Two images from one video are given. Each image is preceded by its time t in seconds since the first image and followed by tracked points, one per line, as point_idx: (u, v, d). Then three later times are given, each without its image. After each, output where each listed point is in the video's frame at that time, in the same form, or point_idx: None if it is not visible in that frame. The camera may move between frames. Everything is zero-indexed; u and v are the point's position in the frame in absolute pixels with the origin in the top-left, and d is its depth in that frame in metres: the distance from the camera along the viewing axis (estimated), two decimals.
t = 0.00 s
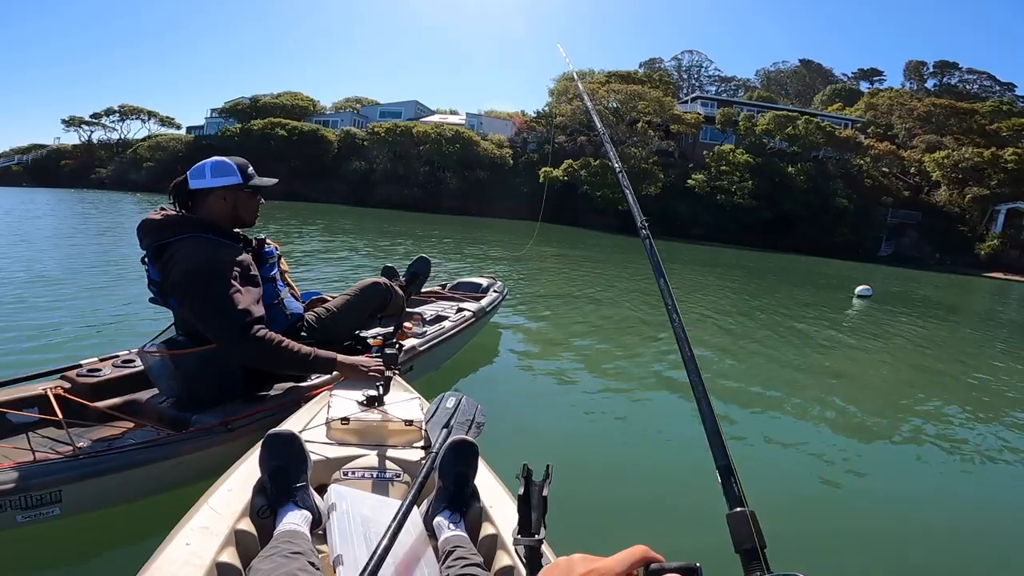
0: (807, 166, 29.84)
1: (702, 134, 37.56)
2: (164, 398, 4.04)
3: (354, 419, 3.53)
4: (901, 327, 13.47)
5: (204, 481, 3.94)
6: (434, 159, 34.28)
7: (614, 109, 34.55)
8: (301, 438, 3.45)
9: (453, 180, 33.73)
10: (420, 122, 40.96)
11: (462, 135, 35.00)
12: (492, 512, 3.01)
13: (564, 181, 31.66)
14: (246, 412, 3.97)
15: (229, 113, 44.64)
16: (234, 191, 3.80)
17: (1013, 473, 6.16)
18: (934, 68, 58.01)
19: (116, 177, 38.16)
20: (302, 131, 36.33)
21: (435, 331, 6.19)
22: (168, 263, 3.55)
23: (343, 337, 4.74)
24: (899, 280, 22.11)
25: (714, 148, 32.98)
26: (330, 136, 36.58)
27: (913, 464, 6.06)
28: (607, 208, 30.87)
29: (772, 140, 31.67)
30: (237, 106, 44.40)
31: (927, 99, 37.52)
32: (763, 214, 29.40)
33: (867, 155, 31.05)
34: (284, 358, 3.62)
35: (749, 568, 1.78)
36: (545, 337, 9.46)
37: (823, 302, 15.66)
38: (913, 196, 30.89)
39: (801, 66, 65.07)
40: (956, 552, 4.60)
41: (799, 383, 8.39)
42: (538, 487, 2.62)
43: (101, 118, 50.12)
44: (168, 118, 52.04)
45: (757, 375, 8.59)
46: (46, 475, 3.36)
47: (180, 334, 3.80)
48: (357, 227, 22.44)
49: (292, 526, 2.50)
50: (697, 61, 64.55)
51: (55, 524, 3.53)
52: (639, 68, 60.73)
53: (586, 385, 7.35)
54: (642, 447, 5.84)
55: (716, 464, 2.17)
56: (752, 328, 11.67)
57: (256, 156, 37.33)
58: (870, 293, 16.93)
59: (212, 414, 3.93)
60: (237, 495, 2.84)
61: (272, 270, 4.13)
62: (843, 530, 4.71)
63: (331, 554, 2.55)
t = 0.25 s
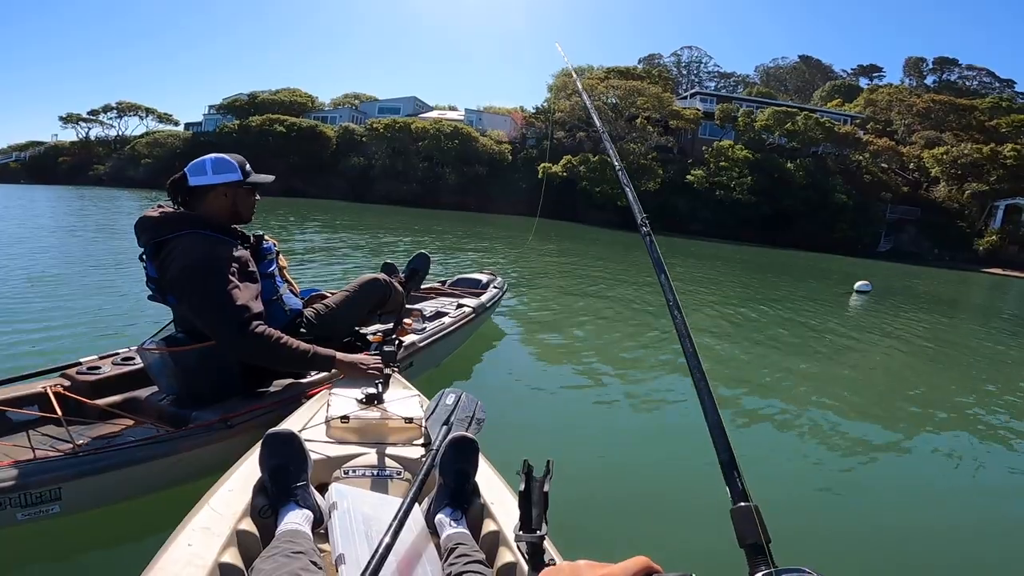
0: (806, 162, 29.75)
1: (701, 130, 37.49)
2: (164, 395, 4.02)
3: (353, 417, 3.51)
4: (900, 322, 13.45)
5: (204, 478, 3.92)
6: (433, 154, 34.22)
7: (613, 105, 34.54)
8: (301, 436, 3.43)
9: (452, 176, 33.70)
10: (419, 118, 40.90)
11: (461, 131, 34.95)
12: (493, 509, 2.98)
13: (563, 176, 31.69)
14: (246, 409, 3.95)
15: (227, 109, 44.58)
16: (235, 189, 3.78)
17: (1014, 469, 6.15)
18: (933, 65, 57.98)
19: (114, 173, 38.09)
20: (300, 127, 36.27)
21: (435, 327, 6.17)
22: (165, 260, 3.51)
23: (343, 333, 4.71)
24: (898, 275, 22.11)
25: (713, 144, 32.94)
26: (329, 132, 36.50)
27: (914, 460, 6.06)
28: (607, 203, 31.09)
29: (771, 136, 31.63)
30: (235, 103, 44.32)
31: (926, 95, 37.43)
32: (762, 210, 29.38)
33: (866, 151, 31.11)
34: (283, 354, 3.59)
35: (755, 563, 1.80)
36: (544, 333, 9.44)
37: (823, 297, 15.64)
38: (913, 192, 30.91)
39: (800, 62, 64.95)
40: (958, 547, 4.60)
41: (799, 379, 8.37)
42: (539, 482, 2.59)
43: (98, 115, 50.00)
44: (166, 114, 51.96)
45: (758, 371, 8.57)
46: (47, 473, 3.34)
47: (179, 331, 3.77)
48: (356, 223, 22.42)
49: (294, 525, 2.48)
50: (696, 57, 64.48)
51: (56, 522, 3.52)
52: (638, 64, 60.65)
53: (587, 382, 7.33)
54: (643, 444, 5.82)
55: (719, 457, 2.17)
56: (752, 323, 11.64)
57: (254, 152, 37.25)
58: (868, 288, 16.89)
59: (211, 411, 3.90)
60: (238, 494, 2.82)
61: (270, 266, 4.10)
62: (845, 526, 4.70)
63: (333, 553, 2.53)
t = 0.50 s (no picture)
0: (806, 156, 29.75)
1: (701, 124, 37.38)
2: (163, 390, 3.98)
3: (354, 415, 3.48)
4: (901, 317, 13.42)
5: (203, 475, 3.88)
6: (432, 149, 34.13)
7: (613, 99, 34.46)
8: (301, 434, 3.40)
9: (451, 171, 33.66)
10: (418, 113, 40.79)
11: (460, 126, 34.86)
12: (495, 505, 2.95)
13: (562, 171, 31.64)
14: (246, 405, 3.92)
15: (226, 104, 44.44)
16: (242, 182, 3.79)
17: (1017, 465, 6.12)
18: (933, 60, 57.74)
19: (112, 169, 37.99)
20: (299, 122, 36.16)
21: (435, 322, 6.13)
22: (165, 254, 3.48)
23: (343, 328, 4.67)
24: (898, 270, 22.05)
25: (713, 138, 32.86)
26: (327, 127, 36.37)
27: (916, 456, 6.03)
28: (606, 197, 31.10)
29: (771, 131, 31.58)
30: (234, 98, 44.18)
31: (926, 90, 37.31)
32: (761, 204, 29.30)
33: (866, 146, 31.11)
34: (283, 349, 3.56)
35: (761, 560, 1.77)
36: (545, 328, 9.41)
37: (824, 292, 15.60)
38: (913, 187, 30.80)
39: (801, 57, 64.72)
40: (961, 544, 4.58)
41: (800, 374, 8.34)
42: (542, 479, 2.57)
43: (96, 110, 49.86)
44: (164, 109, 51.82)
45: (758, 365, 8.54)
46: (47, 470, 3.30)
47: (178, 326, 3.73)
48: (356, 218, 22.34)
49: (296, 525, 2.45)
50: (697, 52, 64.26)
51: (55, 519, 3.48)
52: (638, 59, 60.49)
53: (588, 376, 7.30)
54: (645, 439, 5.80)
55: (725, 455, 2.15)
56: (753, 318, 11.61)
57: (252, 147, 37.15)
58: (867, 283, 16.84)
59: (211, 406, 3.87)
60: (239, 493, 2.79)
61: (270, 261, 4.07)
62: (847, 523, 4.68)
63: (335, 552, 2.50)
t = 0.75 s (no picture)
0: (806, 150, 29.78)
1: (701, 118, 37.28)
2: (163, 384, 3.97)
3: (355, 408, 3.47)
4: (901, 311, 13.42)
5: (204, 470, 3.87)
6: (431, 143, 34.09)
7: (612, 93, 34.40)
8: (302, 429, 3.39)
9: (450, 165, 33.63)
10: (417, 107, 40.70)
11: (459, 120, 34.81)
12: (496, 499, 2.95)
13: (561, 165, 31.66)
14: (246, 400, 3.90)
15: (224, 99, 44.36)
16: (244, 175, 3.76)
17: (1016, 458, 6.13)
18: (934, 54, 57.65)
19: (111, 164, 37.92)
20: (298, 116, 36.09)
21: (435, 315, 6.12)
22: (166, 247, 3.46)
23: (344, 321, 4.66)
24: (897, 263, 22.03)
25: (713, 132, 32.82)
26: (326, 122, 36.31)
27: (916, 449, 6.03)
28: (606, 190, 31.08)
29: (771, 124, 31.54)
30: (232, 93, 44.06)
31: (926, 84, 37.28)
32: (761, 197, 29.27)
33: (866, 139, 31.06)
34: (283, 344, 3.54)
35: (763, 555, 1.76)
36: (545, 321, 9.40)
37: (824, 285, 15.60)
38: (913, 180, 30.75)
39: (801, 50, 64.56)
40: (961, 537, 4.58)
41: (801, 367, 8.34)
42: (543, 473, 2.55)
43: (94, 106, 49.72)
44: (162, 105, 51.70)
45: (759, 358, 8.54)
46: (47, 466, 3.29)
47: (179, 320, 3.71)
48: (355, 212, 22.33)
49: (297, 519, 2.44)
50: (697, 45, 64.13)
51: (56, 516, 3.47)
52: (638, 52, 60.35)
53: (588, 370, 7.30)
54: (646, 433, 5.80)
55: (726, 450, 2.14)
56: (753, 311, 11.61)
57: (251, 142, 37.10)
58: (866, 276, 16.85)
59: (212, 401, 3.86)
60: (240, 488, 2.77)
61: (271, 254, 4.05)
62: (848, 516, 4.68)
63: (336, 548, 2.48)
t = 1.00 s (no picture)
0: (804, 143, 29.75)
1: (699, 111, 37.20)
2: (163, 379, 3.96)
3: (356, 399, 3.47)
4: (900, 303, 13.43)
5: (205, 465, 3.87)
6: (429, 137, 34.02)
7: (610, 87, 34.32)
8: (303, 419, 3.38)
9: (448, 159, 33.54)
10: (415, 101, 40.56)
11: (457, 114, 34.72)
12: (497, 490, 2.95)
13: (560, 158, 31.71)
14: (247, 394, 3.90)
15: (221, 94, 44.16)
16: (245, 170, 3.76)
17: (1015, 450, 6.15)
18: (932, 48, 57.54)
19: (107, 159, 37.75)
20: (295, 111, 35.96)
21: (435, 308, 6.10)
22: (165, 242, 3.44)
23: (343, 315, 4.64)
24: (895, 256, 22.03)
25: (711, 125, 32.76)
26: (324, 116, 36.16)
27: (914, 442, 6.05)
28: (604, 184, 31.03)
29: (769, 118, 31.52)
30: (229, 87, 43.87)
31: (925, 78, 37.22)
32: (760, 189, 29.24)
33: (865, 133, 31.04)
34: (284, 338, 3.54)
35: (758, 548, 1.76)
36: (544, 314, 9.39)
37: (823, 277, 15.60)
38: (911, 173, 30.71)
39: (800, 44, 64.35)
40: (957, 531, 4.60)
41: (800, 360, 8.35)
42: (544, 464, 2.54)
43: (90, 102, 49.48)
44: (158, 100, 51.45)
45: (758, 351, 8.55)
46: (49, 463, 3.27)
47: (178, 314, 3.69)
48: (353, 206, 22.29)
49: (299, 510, 2.44)
50: (695, 38, 63.89)
51: (58, 513, 3.46)
52: (636, 46, 60.15)
53: (588, 362, 7.30)
54: (646, 425, 5.80)
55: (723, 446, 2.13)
56: (752, 304, 11.60)
57: (248, 137, 36.96)
58: (863, 268, 16.87)
59: (212, 396, 3.85)
60: (241, 480, 2.76)
61: (270, 248, 4.04)
62: (846, 511, 4.70)
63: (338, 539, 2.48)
